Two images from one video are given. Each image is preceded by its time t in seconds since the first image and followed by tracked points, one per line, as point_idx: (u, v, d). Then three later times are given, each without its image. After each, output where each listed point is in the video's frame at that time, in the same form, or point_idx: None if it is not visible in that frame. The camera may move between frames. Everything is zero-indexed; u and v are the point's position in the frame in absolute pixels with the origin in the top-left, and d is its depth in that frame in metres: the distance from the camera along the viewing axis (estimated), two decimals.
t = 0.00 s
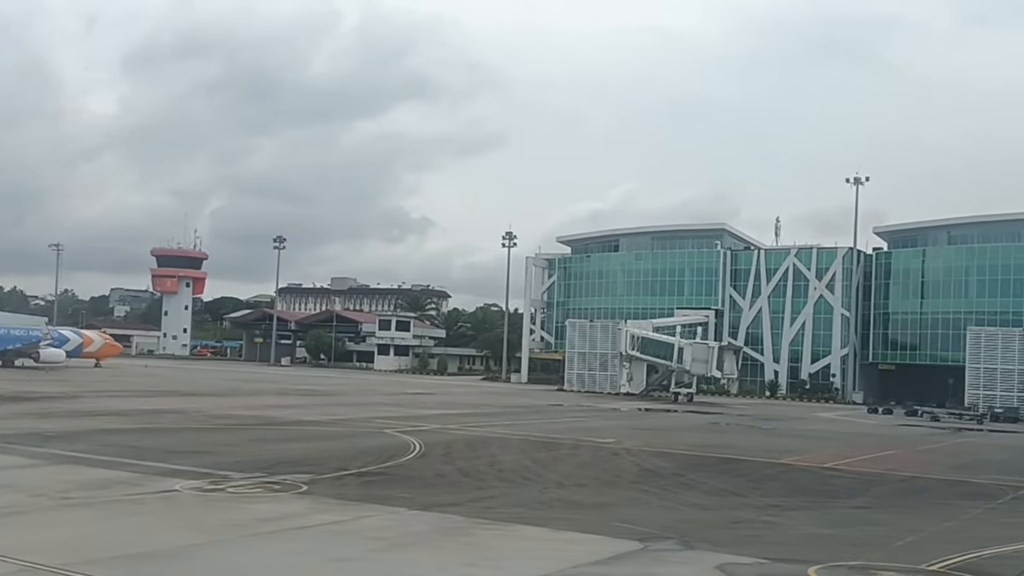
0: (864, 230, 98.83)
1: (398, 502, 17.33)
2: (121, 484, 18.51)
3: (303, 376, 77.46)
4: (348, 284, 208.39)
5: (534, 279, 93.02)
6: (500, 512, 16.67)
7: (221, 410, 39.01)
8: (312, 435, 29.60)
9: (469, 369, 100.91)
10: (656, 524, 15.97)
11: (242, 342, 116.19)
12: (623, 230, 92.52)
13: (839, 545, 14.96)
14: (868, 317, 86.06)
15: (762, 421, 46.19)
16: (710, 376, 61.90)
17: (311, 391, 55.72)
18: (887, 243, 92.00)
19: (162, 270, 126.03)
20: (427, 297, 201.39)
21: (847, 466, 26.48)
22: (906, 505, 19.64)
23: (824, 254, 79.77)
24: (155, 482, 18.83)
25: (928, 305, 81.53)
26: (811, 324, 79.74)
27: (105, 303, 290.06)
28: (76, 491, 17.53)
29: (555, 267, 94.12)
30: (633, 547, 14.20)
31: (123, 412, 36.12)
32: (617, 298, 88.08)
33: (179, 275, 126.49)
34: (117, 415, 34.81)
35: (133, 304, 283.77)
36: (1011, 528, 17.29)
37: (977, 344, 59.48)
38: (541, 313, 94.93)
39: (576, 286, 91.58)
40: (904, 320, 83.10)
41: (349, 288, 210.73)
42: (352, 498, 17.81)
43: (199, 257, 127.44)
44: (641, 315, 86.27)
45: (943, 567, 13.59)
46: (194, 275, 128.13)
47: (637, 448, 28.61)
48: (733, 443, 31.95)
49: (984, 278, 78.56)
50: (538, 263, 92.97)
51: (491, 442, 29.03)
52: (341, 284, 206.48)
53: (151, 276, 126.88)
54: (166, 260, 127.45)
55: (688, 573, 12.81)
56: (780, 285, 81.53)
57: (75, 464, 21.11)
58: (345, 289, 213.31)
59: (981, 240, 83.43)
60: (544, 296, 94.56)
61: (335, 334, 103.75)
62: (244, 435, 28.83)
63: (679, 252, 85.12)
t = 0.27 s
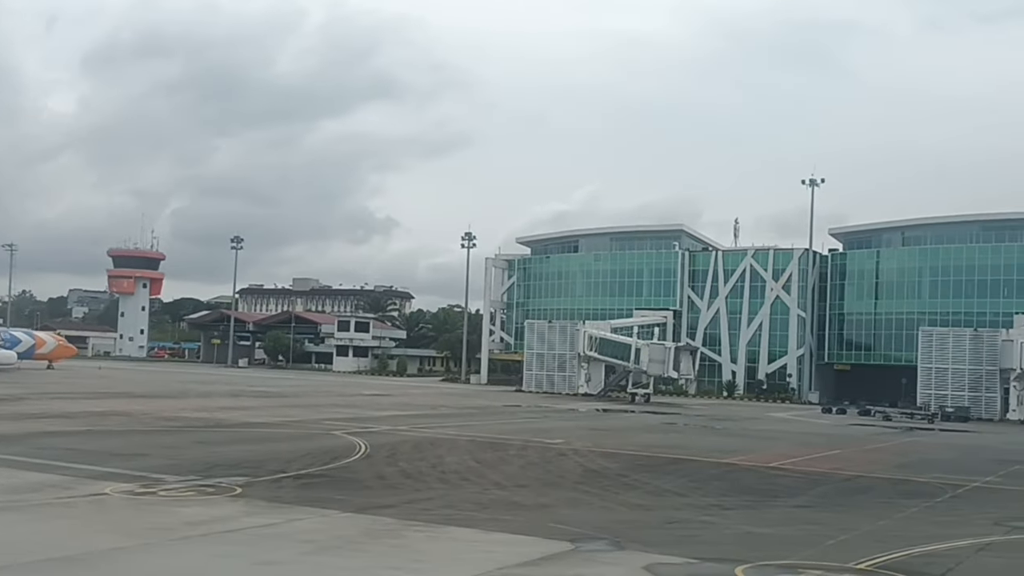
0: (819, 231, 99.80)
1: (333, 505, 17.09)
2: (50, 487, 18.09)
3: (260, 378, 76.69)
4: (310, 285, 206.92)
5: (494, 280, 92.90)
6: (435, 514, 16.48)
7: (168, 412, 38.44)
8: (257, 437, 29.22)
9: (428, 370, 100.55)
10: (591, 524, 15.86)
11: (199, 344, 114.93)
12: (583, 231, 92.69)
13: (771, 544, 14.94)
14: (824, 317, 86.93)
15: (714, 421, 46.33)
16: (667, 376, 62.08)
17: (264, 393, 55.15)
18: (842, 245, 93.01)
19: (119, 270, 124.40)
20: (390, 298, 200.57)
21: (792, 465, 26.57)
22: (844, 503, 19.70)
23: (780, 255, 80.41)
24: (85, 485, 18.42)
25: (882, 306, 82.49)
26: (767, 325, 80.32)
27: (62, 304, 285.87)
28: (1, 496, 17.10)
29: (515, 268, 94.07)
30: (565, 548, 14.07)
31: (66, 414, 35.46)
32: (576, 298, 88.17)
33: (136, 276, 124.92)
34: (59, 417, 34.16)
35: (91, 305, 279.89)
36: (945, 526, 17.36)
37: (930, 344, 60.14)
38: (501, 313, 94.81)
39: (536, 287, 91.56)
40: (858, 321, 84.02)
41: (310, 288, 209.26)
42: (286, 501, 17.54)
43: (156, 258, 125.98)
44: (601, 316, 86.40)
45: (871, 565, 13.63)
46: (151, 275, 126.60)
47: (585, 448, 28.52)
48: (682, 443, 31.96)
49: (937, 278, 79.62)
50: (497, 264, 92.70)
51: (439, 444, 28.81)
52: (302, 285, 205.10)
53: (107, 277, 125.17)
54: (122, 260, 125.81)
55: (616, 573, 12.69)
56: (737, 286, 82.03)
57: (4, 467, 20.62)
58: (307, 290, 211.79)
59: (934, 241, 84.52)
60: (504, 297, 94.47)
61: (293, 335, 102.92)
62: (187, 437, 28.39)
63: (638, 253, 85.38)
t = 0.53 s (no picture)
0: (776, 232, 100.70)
1: (263, 507, 16.84)
2: None
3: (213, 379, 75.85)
4: (270, 285, 205.22)
5: (451, 280, 92.73)
6: (365, 516, 16.28)
7: (112, 413, 37.84)
8: (199, 439, 28.83)
9: (386, 371, 100.12)
10: (521, 525, 15.74)
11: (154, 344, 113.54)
12: (540, 231, 92.77)
13: (701, 543, 14.91)
14: (779, 318, 87.79)
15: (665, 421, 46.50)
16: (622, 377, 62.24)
17: (215, 394, 54.52)
18: (797, 245, 94.00)
19: (72, 270, 122.59)
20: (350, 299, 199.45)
21: (736, 465, 26.67)
22: (780, 502, 19.79)
23: (735, 256, 80.96)
24: (10, 488, 18.01)
25: (836, 306, 83.42)
26: (723, 325, 80.85)
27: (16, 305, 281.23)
28: None
29: (473, 268, 93.95)
30: (492, 549, 13.91)
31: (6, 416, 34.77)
32: (534, 299, 88.23)
33: (90, 276, 123.28)
34: None
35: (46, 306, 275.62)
36: (876, 524, 17.46)
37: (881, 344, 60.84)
38: (459, 314, 94.62)
39: (494, 287, 91.46)
40: (813, 321, 84.92)
41: (269, 289, 207.29)
42: (216, 503, 17.25)
43: (111, 257, 124.34)
44: (559, 316, 86.50)
45: (797, 564, 13.68)
46: (105, 275, 124.89)
47: (530, 449, 28.43)
48: (629, 443, 31.98)
49: (889, 279, 80.65)
50: (455, 264, 92.46)
51: (384, 445, 28.58)
52: (262, 285, 203.37)
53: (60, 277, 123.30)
54: (76, 260, 123.98)
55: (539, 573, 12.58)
56: (693, 287, 82.49)
57: None
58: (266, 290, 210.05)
59: (887, 242, 85.56)
60: (462, 297, 94.31)
61: (249, 336, 102.00)
62: (126, 439, 27.91)
63: (595, 253, 85.58)
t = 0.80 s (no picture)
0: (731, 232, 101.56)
1: (192, 509, 16.58)
2: None
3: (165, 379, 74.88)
4: (227, 285, 203.11)
5: (407, 280, 92.40)
6: (294, 518, 16.05)
7: (53, 414, 37.18)
8: (138, 440, 28.39)
9: (342, 371, 99.51)
10: (451, 525, 15.61)
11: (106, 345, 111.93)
12: (496, 231, 92.65)
13: (630, 542, 14.86)
14: (733, 317, 88.55)
15: (617, 420, 46.55)
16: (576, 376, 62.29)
17: (164, 394, 53.79)
18: (750, 246, 94.91)
19: (23, 269, 120.52)
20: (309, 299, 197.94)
21: (679, 463, 26.72)
22: (716, 500, 19.81)
23: (690, 256, 81.41)
24: None
25: (789, 306, 84.27)
26: (678, 324, 81.31)
27: None
28: None
29: (429, 268, 93.68)
30: (418, 550, 13.76)
31: None
32: (490, 298, 88.13)
33: (41, 275, 121.26)
34: None
35: None
36: (809, 521, 17.52)
37: (831, 344, 61.53)
38: (415, 313, 94.27)
39: (450, 287, 91.25)
40: (766, 320, 85.73)
41: (227, 288, 205.03)
42: (143, 505, 16.95)
43: (63, 256, 122.42)
44: (515, 315, 86.48)
45: (724, 562, 13.59)
46: (57, 274, 122.92)
47: (475, 449, 28.29)
48: (576, 442, 31.97)
49: (840, 279, 81.60)
50: (412, 264, 91.58)
51: (327, 445, 28.32)
52: (220, 285, 201.28)
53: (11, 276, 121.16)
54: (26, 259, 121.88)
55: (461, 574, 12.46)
56: (648, 286, 82.84)
57: None
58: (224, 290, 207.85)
59: (838, 242, 86.56)
60: (418, 297, 93.99)
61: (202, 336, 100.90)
62: (63, 440, 27.42)
63: (551, 253, 85.65)
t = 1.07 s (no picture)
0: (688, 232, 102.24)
1: (122, 511, 16.42)
2: None
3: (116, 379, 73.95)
4: (185, 284, 200.99)
5: (364, 279, 92.04)
6: (225, 519, 15.94)
7: None
8: (77, 441, 28.04)
9: (298, 370, 98.94)
10: (382, 525, 15.57)
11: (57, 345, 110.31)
12: (453, 230, 92.42)
13: (560, 540, 14.93)
14: (688, 316, 89.23)
15: (568, 419, 46.71)
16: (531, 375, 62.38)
17: (112, 395, 53.09)
18: (705, 245, 95.67)
19: None
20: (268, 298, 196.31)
21: (623, 462, 26.83)
22: (653, 498, 19.92)
23: (646, 256, 81.89)
24: None
25: (743, 306, 85.05)
26: (634, 324, 81.72)
27: None
28: None
29: (386, 267, 93.40)
30: (345, 551, 13.76)
31: None
32: (446, 298, 88.05)
33: None
34: None
35: None
36: (742, 517, 17.71)
37: (782, 343, 62.20)
38: (372, 313, 93.96)
39: (407, 286, 91.03)
40: (721, 320, 86.45)
41: (184, 287, 202.86)
42: (71, 508, 16.76)
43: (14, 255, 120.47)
44: (473, 315, 86.44)
45: (650, 560, 13.61)
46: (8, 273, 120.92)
47: (420, 448, 28.28)
48: (523, 441, 32.08)
49: (792, 279, 82.52)
50: (368, 263, 92.33)
51: (270, 446, 28.12)
52: (177, 284, 199.31)
53: None
54: None
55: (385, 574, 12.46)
56: (605, 286, 83.23)
57: None
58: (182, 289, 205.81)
59: (791, 242, 87.52)
60: (375, 296, 93.65)
61: (156, 335, 99.77)
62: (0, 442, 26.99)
63: (508, 252, 85.75)
